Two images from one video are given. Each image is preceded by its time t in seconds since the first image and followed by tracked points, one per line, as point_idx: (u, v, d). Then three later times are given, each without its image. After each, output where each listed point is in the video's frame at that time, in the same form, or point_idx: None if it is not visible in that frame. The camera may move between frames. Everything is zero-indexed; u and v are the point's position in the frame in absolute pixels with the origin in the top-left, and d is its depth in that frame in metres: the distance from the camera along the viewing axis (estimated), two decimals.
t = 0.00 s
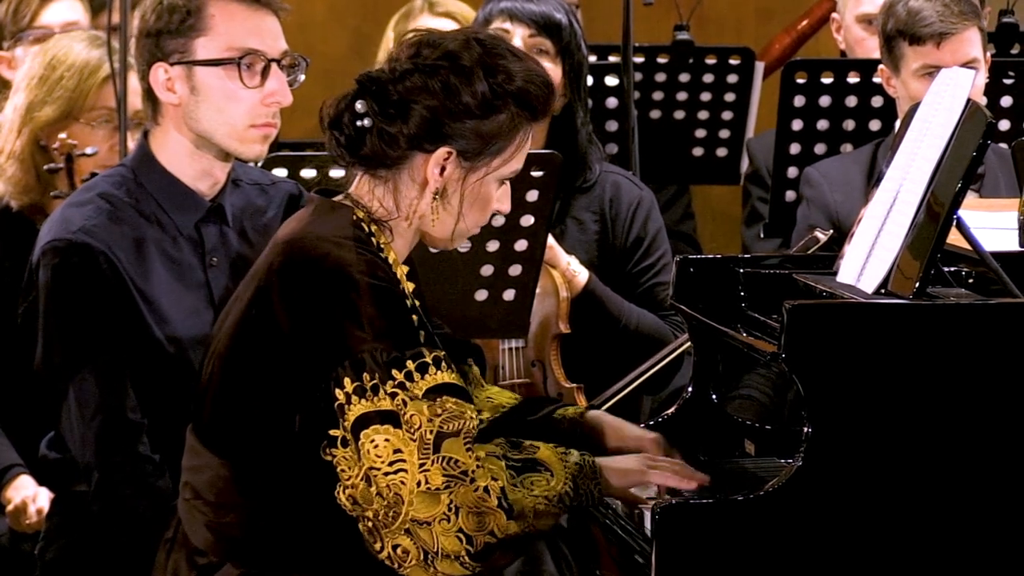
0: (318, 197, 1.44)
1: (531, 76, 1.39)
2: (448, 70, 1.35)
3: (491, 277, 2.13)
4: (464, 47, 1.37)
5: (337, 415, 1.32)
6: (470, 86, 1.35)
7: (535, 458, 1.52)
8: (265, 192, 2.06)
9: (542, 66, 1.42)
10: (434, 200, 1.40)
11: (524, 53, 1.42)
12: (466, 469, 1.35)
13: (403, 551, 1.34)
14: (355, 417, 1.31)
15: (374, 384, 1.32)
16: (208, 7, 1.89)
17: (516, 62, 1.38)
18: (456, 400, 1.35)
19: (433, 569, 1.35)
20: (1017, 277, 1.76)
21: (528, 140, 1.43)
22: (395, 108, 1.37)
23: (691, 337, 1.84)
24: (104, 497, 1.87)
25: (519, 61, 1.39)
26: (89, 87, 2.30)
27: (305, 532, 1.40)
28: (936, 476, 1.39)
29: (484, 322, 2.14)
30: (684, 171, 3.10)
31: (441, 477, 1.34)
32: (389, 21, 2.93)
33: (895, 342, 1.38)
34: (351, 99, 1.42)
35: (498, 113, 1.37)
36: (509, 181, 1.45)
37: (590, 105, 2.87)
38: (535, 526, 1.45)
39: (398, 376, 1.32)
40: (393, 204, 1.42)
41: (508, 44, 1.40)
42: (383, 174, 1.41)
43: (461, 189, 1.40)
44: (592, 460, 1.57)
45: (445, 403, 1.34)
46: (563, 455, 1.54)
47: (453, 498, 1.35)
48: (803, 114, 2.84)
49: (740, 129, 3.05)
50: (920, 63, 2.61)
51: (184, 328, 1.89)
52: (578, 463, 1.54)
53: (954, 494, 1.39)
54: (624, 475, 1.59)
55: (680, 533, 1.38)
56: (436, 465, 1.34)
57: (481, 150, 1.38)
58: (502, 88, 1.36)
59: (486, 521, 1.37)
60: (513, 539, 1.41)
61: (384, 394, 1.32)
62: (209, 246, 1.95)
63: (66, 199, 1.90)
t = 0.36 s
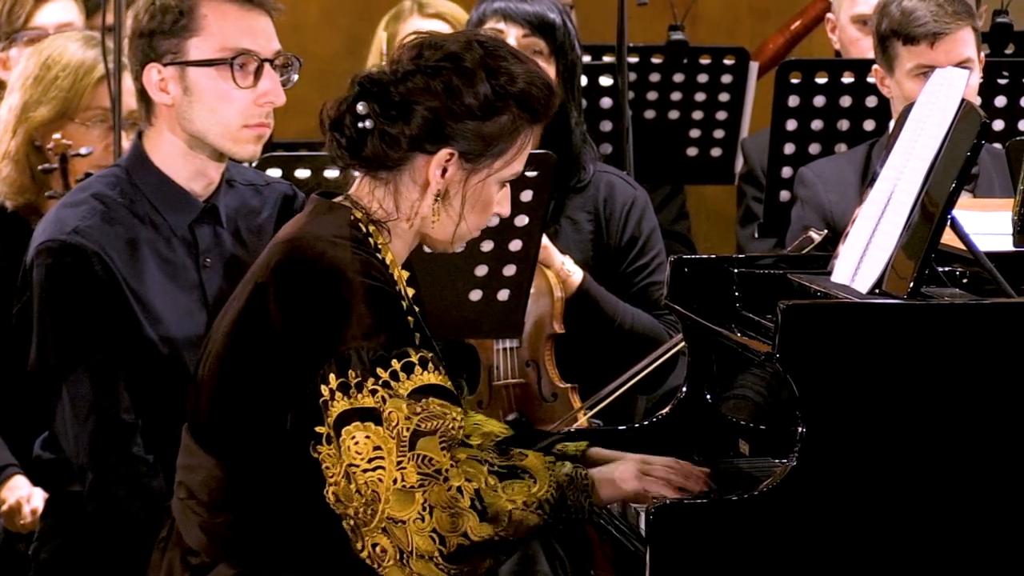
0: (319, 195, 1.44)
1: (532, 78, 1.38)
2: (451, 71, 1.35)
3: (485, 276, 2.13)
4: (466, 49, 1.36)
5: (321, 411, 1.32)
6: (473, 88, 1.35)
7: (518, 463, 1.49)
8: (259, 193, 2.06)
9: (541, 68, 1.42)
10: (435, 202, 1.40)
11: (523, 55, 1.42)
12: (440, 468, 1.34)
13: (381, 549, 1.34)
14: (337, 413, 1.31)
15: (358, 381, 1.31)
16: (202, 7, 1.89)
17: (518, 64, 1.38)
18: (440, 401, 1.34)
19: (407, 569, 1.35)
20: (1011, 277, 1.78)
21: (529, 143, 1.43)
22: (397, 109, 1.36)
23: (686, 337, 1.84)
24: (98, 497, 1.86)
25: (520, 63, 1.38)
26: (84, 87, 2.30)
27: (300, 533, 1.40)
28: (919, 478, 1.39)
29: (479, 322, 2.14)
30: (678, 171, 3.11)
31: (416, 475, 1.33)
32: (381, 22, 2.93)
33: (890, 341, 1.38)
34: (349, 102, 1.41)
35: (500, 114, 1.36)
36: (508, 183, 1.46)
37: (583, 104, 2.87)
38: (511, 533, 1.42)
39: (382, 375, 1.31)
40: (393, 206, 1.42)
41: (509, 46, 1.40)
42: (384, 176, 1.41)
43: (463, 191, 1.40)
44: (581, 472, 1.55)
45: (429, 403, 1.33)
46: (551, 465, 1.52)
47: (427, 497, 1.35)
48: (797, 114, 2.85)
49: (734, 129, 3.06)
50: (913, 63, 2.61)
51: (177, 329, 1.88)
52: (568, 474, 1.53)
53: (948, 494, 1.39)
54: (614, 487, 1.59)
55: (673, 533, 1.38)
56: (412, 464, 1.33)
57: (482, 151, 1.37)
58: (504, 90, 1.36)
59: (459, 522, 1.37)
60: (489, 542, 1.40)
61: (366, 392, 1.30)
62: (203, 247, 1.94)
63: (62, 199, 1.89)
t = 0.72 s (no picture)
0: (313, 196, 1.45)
1: (529, 78, 1.39)
2: (450, 71, 1.35)
3: (476, 276, 2.12)
4: (464, 49, 1.36)
5: (306, 410, 1.32)
6: (472, 87, 1.35)
7: (501, 474, 1.45)
8: (251, 194, 2.05)
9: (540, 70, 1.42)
10: (435, 202, 1.40)
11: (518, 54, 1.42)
12: (415, 468, 1.34)
13: (354, 551, 1.34)
14: (319, 413, 1.31)
15: (343, 381, 1.30)
16: (196, 7, 1.88)
17: (515, 64, 1.38)
18: (424, 405, 1.34)
19: (379, 571, 1.34)
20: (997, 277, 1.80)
21: (525, 143, 1.44)
22: (395, 109, 1.36)
23: (676, 337, 1.86)
24: (90, 497, 1.85)
25: (517, 64, 1.38)
26: (71, 87, 2.29)
27: (294, 528, 1.39)
28: (902, 478, 1.39)
29: (469, 321, 2.13)
30: (669, 170, 3.10)
31: (391, 475, 1.33)
32: (372, 22, 2.92)
33: (881, 341, 1.38)
34: (346, 103, 1.40)
35: (499, 114, 1.37)
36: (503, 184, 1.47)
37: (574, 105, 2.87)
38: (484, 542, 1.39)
39: (369, 377, 1.31)
40: (390, 207, 1.42)
41: (505, 46, 1.40)
42: (381, 177, 1.41)
43: (463, 192, 1.41)
44: (570, 494, 1.50)
45: (413, 408, 1.33)
46: (536, 480, 1.47)
47: (400, 498, 1.34)
48: (787, 114, 2.85)
49: (724, 129, 3.06)
50: (903, 63, 2.61)
51: (169, 328, 1.88)
52: (552, 494, 1.47)
53: (940, 493, 1.40)
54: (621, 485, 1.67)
55: (665, 532, 1.38)
56: (389, 464, 1.33)
57: (482, 151, 1.38)
58: (503, 89, 1.36)
59: (431, 525, 1.35)
60: (461, 551, 1.37)
61: (350, 392, 1.30)
62: (196, 247, 1.94)
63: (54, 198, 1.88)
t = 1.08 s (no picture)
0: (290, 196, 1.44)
1: (520, 88, 1.40)
2: (443, 74, 1.36)
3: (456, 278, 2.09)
4: (459, 54, 1.38)
5: (304, 406, 1.32)
6: (467, 91, 1.36)
7: (501, 436, 1.47)
8: (235, 195, 2.04)
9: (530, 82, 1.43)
10: (419, 203, 1.38)
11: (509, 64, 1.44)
12: (425, 447, 1.36)
13: (374, 537, 1.36)
14: (319, 406, 1.32)
15: (340, 373, 1.31)
16: (182, 9, 1.85)
17: (506, 73, 1.40)
18: (420, 381, 1.36)
19: (404, 553, 1.38)
20: (979, 280, 1.78)
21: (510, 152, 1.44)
22: (387, 108, 1.36)
23: (657, 338, 1.86)
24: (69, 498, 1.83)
25: (510, 74, 1.40)
26: (48, 88, 2.28)
27: (275, 528, 1.38)
28: (897, 469, 1.39)
29: (451, 321, 2.12)
30: (651, 172, 3.10)
31: (400, 456, 1.35)
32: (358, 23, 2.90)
33: (862, 341, 1.39)
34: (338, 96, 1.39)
35: (489, 121, 1.38)
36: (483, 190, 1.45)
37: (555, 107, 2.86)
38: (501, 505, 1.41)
39: (364, 362, 1.32)
40: (373, 207, 1.40)
41: (497, 55, 1.42)
42: (364, 176, 1.39)
43: (450, 197, 1.40)
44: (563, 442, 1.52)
45: (410, 386, 1.34)
46: (533, 435, 1.49)
47: (414, 478, 1.36)
48: (768, 116, 2.86)
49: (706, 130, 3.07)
50: (885, 64, 2.63)
51: (152, 330, 1.86)
52: (550, 443, 1.50)
53: (923, 493, 1.40)
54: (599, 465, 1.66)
55: (643, 533, 1.39)
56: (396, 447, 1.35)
57: (472, 157, 1.38)
58: (496, 96, 1.37)
59: (450, 498, 1.37)
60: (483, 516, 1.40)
61: (348, 383, 1.31)
62: (179, 248, 1.93)
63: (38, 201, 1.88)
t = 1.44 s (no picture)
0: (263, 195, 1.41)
1: (480, 70, 1.38)
2: (401, 58, 1.34)
3: (442, 279, 2.10)
4: (415, 39, 1.36)
5: (282, 404, 1.30)
6: (425, 76, 1.34)
7: (477, 439, 1.45)
8: (226, 196, 2.02)
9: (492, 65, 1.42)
10: (383, 189, 1.38)
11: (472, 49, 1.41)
12: (403, 451, 1.32)
13: (349, 538, 1.32)
14: (298, 404, 1.29)
15: (317, 372, 1.29)
16: (172, 14, 1.85)
17: (465, 55, 1.38)
18: (400, 382, 1.34)
19: (378, 555, 1.33)
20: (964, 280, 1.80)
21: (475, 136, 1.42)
22: (346, 96, 1.35)
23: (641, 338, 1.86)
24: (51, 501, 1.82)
25: (469, 56, 1.38)
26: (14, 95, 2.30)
27: (259, 533, 1.36)
28: (886, 463, 1.40)
29: (436, 323, 2.11)
30: (636, 173, 3.10)
31: (379, 460, 1.31)
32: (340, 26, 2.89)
33: (846, 338, 1.38)
34: (297, 90, 1.39)
35: (450, 104, 1.35)
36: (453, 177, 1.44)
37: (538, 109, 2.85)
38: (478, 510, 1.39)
39: (341, 362, 1.30)
40: (342, 196, 1.40)
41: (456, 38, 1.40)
42: (330, 165, 1.39)
43: (412, 182, 1.39)
44: (539, 444, 1.51)
45: (390, 386, 1.32)
46: (510, 438, 1.48)
47: (392, 481, 1.32)
48: (753, 117, 2.86)
49: (690, 131, 3.07)
50: (869, 65, 2.63)
51: (144, 331, 1.84)
52: (527, 446, 1.49)
53: (910, 493, 1.40)
54: (575, 471, 1.61)
55: (630, 533, 1.39)
56: (375, 449, 1.31)
57: (434, 139, 1.36)
58: (455, 79, 1.36)
59: (426, 503, 1.34)
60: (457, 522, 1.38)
61: (326, 381, 1.29)
62: (171, 251, 1.91)
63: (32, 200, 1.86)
